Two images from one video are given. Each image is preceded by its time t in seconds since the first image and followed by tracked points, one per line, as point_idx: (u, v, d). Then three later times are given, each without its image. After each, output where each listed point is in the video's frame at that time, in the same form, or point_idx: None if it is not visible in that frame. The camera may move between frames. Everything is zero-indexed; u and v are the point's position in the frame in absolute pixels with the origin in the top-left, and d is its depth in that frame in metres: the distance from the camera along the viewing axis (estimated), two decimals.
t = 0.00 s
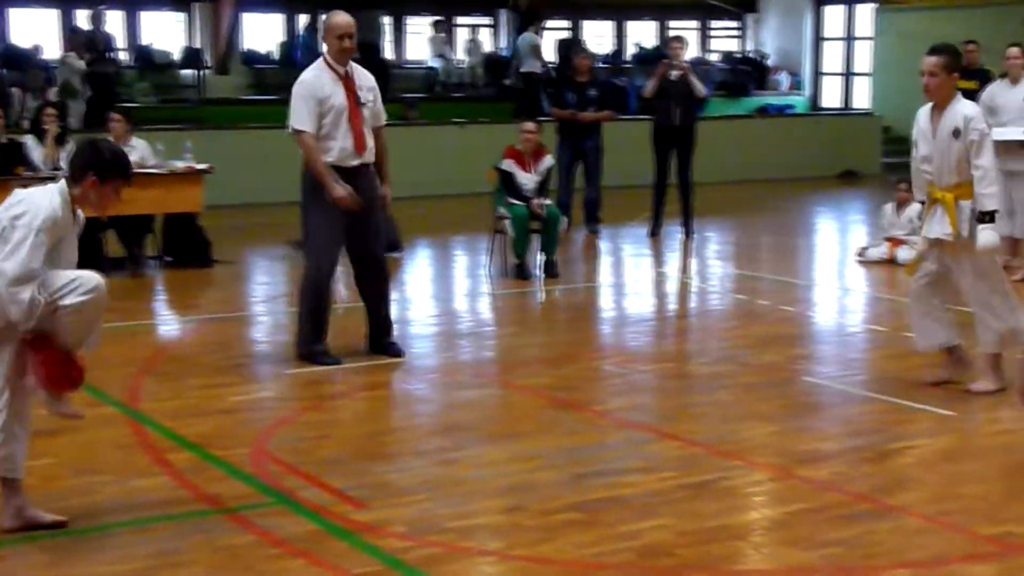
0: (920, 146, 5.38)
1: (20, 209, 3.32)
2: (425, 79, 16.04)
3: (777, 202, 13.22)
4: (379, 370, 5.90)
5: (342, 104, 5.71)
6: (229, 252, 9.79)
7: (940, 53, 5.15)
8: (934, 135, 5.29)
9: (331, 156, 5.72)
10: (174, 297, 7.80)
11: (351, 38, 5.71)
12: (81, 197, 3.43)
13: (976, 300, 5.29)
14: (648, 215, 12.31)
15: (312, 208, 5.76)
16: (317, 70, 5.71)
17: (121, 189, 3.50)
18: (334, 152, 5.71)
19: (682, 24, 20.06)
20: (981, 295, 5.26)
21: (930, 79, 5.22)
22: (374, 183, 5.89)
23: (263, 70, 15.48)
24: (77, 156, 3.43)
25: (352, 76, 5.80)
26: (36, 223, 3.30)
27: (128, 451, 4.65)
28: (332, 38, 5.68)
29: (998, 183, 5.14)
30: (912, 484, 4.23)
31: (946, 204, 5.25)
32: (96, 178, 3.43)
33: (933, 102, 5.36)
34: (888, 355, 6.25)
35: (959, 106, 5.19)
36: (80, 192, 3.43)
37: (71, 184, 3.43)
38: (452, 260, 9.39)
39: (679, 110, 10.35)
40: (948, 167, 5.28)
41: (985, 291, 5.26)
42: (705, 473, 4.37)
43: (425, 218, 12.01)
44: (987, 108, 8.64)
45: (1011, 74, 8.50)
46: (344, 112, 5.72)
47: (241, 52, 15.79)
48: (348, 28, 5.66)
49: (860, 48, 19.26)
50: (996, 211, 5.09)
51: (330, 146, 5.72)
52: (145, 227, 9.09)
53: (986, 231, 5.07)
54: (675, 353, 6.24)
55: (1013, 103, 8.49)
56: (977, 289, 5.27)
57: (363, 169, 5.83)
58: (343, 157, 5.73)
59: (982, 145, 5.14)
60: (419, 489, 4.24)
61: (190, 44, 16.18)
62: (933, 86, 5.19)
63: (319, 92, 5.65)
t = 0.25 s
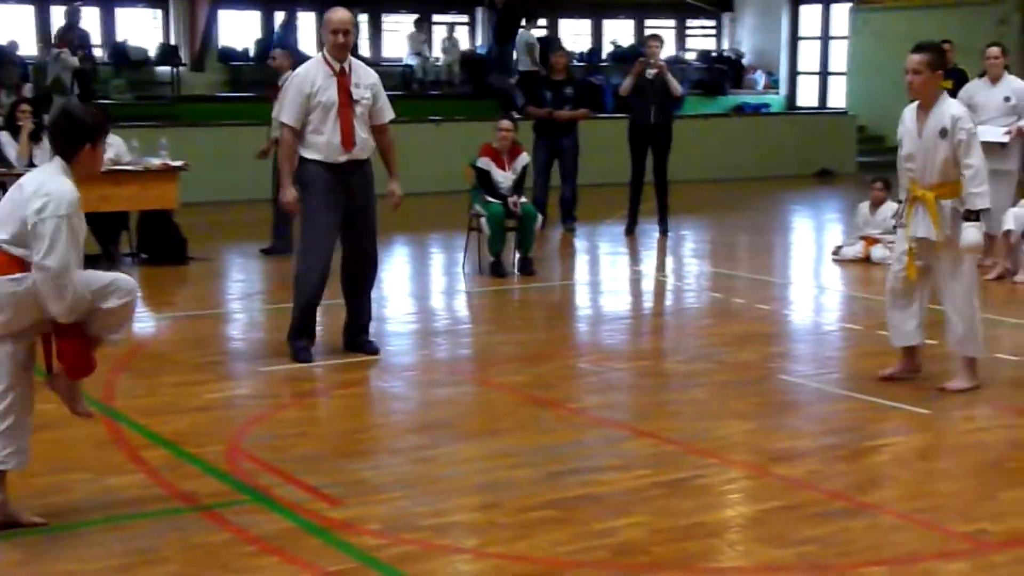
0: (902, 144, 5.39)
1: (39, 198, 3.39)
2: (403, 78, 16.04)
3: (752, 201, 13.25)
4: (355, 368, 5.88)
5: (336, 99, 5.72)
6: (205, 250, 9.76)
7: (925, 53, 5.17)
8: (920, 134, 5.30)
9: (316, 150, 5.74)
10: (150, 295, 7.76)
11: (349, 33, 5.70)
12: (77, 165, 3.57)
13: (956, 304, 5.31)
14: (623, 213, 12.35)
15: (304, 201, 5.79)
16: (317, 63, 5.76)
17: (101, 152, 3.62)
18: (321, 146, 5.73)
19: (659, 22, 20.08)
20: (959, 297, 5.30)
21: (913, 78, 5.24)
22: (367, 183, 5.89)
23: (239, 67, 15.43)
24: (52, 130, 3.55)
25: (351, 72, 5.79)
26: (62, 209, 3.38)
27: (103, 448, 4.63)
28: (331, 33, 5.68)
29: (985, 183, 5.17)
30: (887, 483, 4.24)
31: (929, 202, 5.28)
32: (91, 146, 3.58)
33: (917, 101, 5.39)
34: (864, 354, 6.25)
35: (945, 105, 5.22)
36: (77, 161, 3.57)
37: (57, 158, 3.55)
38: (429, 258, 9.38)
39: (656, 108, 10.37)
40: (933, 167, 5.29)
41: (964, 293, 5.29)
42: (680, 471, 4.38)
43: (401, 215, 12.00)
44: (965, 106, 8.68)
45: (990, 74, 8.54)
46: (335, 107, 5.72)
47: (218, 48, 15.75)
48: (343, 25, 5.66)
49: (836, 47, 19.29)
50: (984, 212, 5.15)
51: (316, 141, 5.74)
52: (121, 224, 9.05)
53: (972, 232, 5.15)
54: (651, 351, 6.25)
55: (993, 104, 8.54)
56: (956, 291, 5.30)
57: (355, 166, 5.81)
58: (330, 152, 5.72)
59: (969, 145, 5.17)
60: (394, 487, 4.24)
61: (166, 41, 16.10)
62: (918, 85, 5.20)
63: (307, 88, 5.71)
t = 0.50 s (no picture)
0: (879, 144, 5.43)
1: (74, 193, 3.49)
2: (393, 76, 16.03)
3: (741, 201, 13.26)
4: (344, 368, 5.87)
5: (332, 96, 5.77)
6: (192, 250, 9.75)
7: (897, 53, 5.22)
8: (897, 134, 5.34)
9: (310, 146, 5.81)
10: (139, 294, 7.75)
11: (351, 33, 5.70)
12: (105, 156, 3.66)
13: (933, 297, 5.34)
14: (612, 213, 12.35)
15: (301, 197, 5.86)
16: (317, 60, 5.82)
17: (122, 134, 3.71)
18: (316, 144, 5.80)
19: (648, 22, 20.08)
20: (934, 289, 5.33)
21: (886, 79, 5.29)
22: (362, 182, 5.93)
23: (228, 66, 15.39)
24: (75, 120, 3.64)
25: (351, 70, 5.83)
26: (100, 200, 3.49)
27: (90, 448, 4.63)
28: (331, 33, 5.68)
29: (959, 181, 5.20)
30: (876, 481, 4.25)
31: (905, 200, 5.31)
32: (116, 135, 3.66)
33: (892, 102, 5.43)
34: (853, 353, 6.25)
35: (920, 105, 5.27)
36: (104, 151, 3.66)
37: (80, 148, 3.63)
38: (418, 257, 9.37)
39: (646, 108, 10.38)
40: (910, 165, 5.33)
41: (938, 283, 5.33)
42: (668, 470, 4.39)
43: (391, 214, 12.00)
44: (955, 105, 8.69)
45: (981, 74, 8.56)
46: (331, 106, 5.78)
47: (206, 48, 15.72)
48: (345, 25, 5.63)
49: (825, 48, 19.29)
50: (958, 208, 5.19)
51: (312, 138, 5.81)
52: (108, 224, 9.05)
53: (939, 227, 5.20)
54: (640, 350, 6.25)
55: (984, 103, 8.55)
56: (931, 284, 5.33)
57: (348, 165, 5.87)
58: (325, 150, 5.80)
59: (947, 143, 5.21)
60: (382, 486, 4.24)
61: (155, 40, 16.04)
62: (889, 85, 5.25)
63: (304, 84, 5.78)
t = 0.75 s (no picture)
0: (865, 145, 5.40)
1: (130, 192, 3.64)
2: (391, 78, 15.97)
3: (740, 202, 13.26)
4: (343, 370, 5.87)
5: (338, 95, 5.77)
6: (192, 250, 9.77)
7: (882, 52, 5.21)
8: (883, 134, 5.30)
9: (318, 147, 5.79)
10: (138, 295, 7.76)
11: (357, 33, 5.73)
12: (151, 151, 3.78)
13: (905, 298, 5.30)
14: (611, 215, 12.31)
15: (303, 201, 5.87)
16: (320, 63, 5.81)
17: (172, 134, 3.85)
18: (324, 145, 5.79)
19: (647, 24, 20.07)
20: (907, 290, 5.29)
21: (869, 79, 5.27)
22: (366, 184, 5.92)
23: (228, 68, 15.40)
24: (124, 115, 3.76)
25: (353, 71, 5.84)
26: (156, 196, 3.64)
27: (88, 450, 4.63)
28: (340, 34, 5.69)
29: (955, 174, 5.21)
30: (874, 483, 4.26)
31: (895, 199, 5.27)
32: (161, 129, 3.78)
33: (876, 102, 5.40)
34: (852, 354, 6.25)
35: (906, 103, 5.24)
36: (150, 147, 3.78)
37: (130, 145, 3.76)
38: (417, 259, 9.37)
39: (646, 110, 10.37)
40: (898, 164, 5.29)
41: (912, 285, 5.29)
42: (666, 472, 4.39)
43: (391, 216, 12.02)
44: (954, 106, 8.70)
45: (981, 76, 8.56)
46: (338, 106, 5.78)
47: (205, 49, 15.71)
48: (354, 25, 5.67)
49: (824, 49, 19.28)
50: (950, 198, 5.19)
51: (318, 139, 5.79)
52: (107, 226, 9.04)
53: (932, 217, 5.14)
54: (639, 351, 6.25)
55: (983, 105, 8.55)
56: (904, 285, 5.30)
57: (354, 166, 5.86)
58: (333, 152, 5.79)
59: (939, 140, 5.19)
60: (380, 487, 4.24)
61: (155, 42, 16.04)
62: (873, 84, 5.23)
63: (311, 85, 5.75)
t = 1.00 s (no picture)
0: (847, 146, 5.34)
1: (156, 196, 3.71)
2: (380, 84, 15.96)
3: (729, 207, 13.27)
4: (333, 375, 5.86)
5: (331, 99, 5.75)
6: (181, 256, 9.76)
7: (870, 53, 5.19)
8: (863, 136, 5.25)
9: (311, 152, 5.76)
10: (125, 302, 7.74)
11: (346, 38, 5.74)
12: (177, 157, 3.87)
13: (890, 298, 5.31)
14: (600, 220, 12.31)
15: (295, 208, 5.88)
16: (308, 67, 5.75)
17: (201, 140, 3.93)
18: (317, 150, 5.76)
19: (636, 29, 20.09)
20: (892, 290, 5.30)
21: (855, 79, 5.23)
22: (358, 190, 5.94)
23: (217, 74, 15.38)
24: (155, 121, 3.85)
25: (343, 75, 5.83)
26: (183, 196, 3.72)
27: (76, 457, 4.61)
28: (330, 39, 5.69)
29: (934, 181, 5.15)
30: (863, 487, 4.26)
31: (870, 202, 5.23)
32: (184, 136, 3.87)
33: (862, 103, 5.35)
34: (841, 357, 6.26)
35: (889, 105, 5.18)
36: (176, 153, 3.87)
37: (158, 152, 3.85)
38: (406, 264, 9.37)
39: (636, 115, 10.37)
40: (877, 167, 5.24)
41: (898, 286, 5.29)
42: (656, 476, 4.39)
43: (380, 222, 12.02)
44: (942, 111, 8.70)
45: (969, 81, 8.57)
46: (330, 110, 5.76)
47: (194, 55, 15.69)
48: (344, 30, 5.68)
49: (812, 53, 19.30)
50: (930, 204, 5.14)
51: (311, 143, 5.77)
52: (95, 232, 9.02)
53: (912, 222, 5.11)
54: (629, 356, 6.25)
55: (971, 110, 8.57)
56: (889, 284, 5.30)
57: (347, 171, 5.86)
58: (327, 156, 5.78)
59: (920, 142, 5.14)
60: (370, 493, 4.23)
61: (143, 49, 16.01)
62: (858, 85, 5.19)
63: (304, 89, 5.70)
